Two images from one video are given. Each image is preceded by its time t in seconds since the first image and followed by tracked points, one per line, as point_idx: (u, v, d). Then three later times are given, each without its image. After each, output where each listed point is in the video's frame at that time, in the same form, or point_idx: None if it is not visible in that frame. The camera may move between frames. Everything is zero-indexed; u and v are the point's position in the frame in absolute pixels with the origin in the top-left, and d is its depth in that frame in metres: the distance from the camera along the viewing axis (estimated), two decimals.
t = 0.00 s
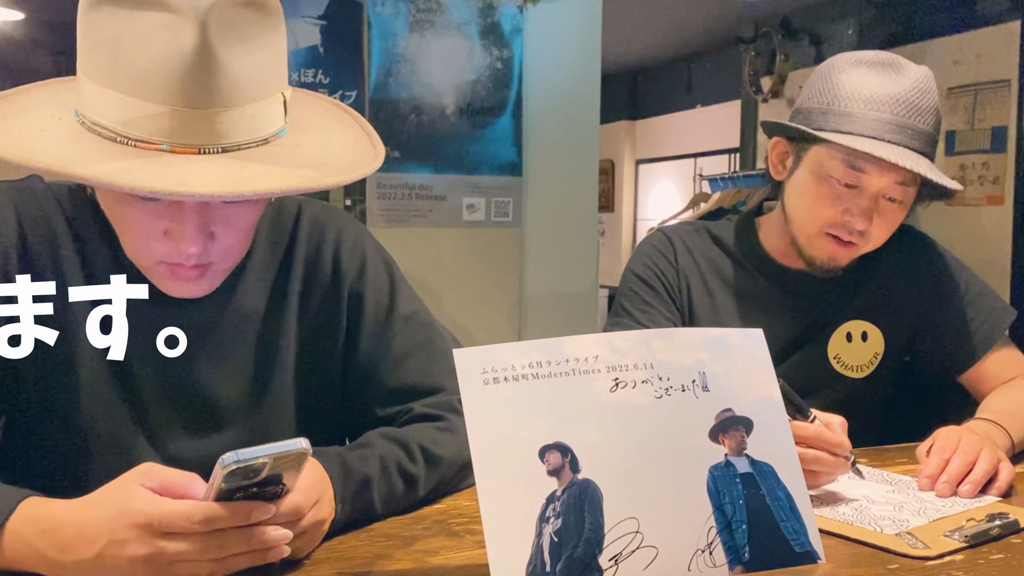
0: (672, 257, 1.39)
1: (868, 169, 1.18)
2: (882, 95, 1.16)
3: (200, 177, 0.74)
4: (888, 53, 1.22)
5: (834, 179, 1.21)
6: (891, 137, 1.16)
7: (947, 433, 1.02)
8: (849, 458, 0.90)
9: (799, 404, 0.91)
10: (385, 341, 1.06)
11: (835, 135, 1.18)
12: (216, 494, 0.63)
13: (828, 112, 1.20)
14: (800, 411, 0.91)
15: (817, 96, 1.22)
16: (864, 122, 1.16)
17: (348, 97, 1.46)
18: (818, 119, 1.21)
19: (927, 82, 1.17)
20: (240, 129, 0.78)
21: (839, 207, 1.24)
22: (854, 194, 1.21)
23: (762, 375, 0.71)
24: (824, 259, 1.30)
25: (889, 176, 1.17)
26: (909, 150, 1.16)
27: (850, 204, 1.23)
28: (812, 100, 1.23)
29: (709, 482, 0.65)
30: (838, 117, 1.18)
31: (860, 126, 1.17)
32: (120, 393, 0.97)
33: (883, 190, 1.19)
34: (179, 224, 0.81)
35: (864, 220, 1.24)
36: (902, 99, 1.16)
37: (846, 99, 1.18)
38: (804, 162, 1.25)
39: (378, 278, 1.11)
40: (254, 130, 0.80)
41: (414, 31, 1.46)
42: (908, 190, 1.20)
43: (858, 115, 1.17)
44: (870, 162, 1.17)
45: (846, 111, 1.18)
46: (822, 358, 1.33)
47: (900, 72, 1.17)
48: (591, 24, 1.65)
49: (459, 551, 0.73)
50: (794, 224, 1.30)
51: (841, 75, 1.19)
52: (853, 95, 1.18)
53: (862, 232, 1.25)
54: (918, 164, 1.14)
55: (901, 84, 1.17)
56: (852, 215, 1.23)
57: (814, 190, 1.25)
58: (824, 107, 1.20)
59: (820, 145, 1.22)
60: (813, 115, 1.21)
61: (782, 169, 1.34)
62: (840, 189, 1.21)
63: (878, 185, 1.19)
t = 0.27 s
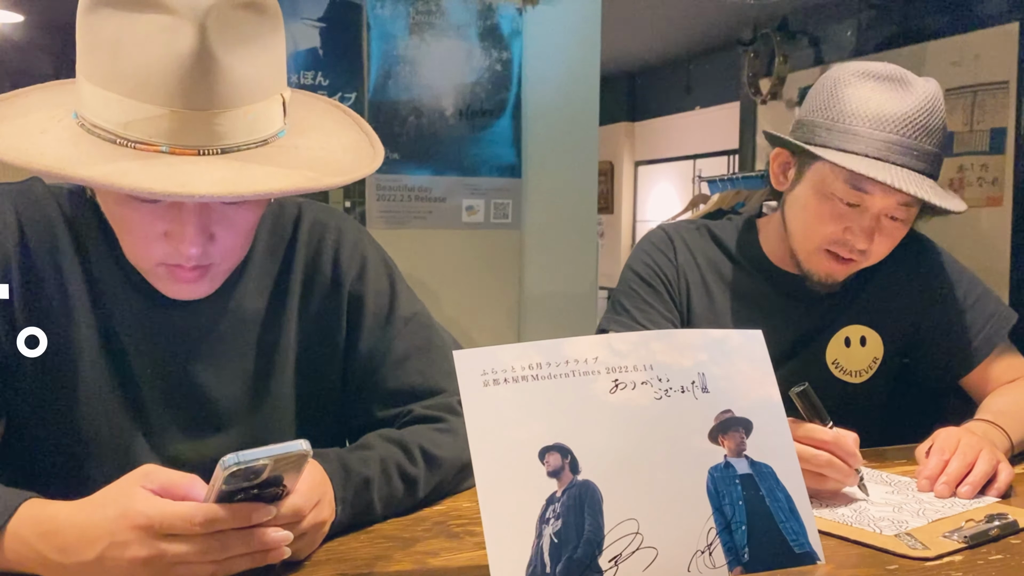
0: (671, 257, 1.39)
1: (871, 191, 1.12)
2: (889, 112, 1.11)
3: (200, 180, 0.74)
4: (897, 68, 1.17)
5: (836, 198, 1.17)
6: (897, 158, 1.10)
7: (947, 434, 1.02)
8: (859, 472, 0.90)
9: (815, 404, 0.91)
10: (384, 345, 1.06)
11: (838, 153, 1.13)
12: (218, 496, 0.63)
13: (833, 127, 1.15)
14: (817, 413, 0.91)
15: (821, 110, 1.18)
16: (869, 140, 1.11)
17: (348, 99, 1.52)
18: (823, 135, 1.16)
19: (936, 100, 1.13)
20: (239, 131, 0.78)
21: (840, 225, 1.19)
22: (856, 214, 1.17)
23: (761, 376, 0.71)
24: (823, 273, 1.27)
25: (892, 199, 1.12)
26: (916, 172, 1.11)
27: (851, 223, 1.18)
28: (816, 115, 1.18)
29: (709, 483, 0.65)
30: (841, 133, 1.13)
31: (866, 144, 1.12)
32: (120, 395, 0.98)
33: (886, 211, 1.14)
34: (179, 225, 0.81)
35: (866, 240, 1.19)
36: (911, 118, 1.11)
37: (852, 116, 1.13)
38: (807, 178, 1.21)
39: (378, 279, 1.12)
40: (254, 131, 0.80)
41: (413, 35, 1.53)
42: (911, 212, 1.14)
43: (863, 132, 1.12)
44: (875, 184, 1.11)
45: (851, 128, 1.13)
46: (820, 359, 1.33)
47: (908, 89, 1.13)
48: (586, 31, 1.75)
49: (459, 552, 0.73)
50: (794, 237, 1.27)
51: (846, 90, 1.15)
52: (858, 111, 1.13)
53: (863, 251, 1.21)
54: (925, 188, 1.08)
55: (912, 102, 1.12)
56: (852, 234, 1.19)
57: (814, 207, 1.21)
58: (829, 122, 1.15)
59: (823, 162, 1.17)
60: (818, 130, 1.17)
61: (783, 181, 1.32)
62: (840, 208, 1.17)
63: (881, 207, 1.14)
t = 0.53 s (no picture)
0: (671, 258, 1.39)
1: (869, 199, 1.12)
2: (886, 119, 1.11)
3: (199, 181, 0.73)
4: (896, 75, 1.17)
5: (833, 205, 1.16)
6: (894, 166, 1.10)
7: (946, 435, 1.02)
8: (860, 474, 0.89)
9: (815, 406, 0.92)
10: (382, 346, 1.06)
11: (835, 161, 1.13)
12: (217, 498, 0.63)
13: (831, 135, 1.15)
14: (818, 416, 0.92)
15: (818, 117, 1.18)
16: (865, 148, 1.11)
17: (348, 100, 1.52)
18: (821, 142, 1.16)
19: (934, 108, 1.12)
20: (238, 131, 0.78)
21: (838, 233, 1.19)
22: (854, 222, 1.16)
23: (760, 377, 0.71)
24: (823, 280, 1.27)
25: (890, 208, 1.11)
26: (913, 180, 1.10)
27: (849, 231, 1.17)
28: (813, 122, 1.18)
29: (709, 484, 0.65)
30: (838, 141, 1.13)
31: (863, 151, 1.11)
32: (118, 397, 0.97)
33: (884, 219, 1.13)
34: (178, 227, 0.81)
35: (864, 248, 1.18)
36: (908, 126, 1.11)
37: (850, 124, 1.13)
38: (805, 186, 1.20)
39: (377, 281, 1.12)
40: (253, 133, 0.80)
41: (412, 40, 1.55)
42: (910, 219, 1.14)
43: (860, 140, 1.12)
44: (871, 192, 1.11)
45: (848, 136, 1.13)
46: (819, 359, 1.34)
47: (906, 97, 1.12)
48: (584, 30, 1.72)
49: (458, 554, 0.73)
50: (793, 244, 1.27)
51: (844, 97, 1.15)
52: (855, 119, 1.13)
53: (861, 259, 1.20)
54: (922, 197, 1.08)
55: (909, 110, 1.11)
56: (850, 242, 1.18)
57: (812, 214, 1.20)
58: (826, 130, 1.15)
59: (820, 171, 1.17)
60: (815, 137, 1.17)
61: (781, 186, 1.32)
62: (838, 216, 1.17)
63: (879, 214, 1.13)
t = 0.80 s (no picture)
0: (670, 260, 1.39)
1: (867, 203, 1.11)
2: (884, 123, 1.11)
3: (197, 184, 0.73)
4: (894, 78, 1.17)
5: (831, 208, 1.16)
6: (892, 169, 1.10)
7: (945, 436, 1.02)
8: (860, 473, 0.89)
9: (817, 408, 0.92)
10: (382, 349, 1.06)
11: (833, 164, 1.13)
12: (215, 501, 0.63)
13: (829, 137, 1.15)
14: (818, 416, 0.91)
15: (816, 120, 1.18)
16: (863, 151, 1.11)
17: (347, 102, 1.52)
18: (819, 144, 1.16)
19: (932, 111, 1.13)
20: (237, 136, 0.78)
21: (836, 236, 1.18)
22: (852, 225, 1.16)
23: (759, 378, 0.71)
24: (822, 282, 1.27)
25: (887, 211, 1.11)
26: (910, 184, 1.10)
27: (847, 234, 1.17)
28: (812, 124, 1.18)
29: (708, 485, 0.65)
30: (837, 144, 1.13)
31: (860, 155, 1.11)
32: (117, 399, 0.97)
33: (882, 222, 1.13)
34: (177, 230, 0.81)
35: (862, 251, 1.18)
36: (906, 130, 1.11)
37: (848, 127, 1.13)
38: (803, 189, 1.21)
39: (376, 282, 1.12)
40: (252, 136, 0.80)
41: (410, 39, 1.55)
42: (908, 222, 1.14)
43: (858, 143, 1.12)
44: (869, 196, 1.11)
45: (846, 139, 1.13)
46: (818, 360, 1.34)
47: (904, 100, 1.13)
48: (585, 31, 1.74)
49: (458, 555, 0.73)
50: (792, 246, 1.27)
51: (842, 100, 1.15)
52: (853, 122, 1.13)
53: (860, 262, 1.20)
54: (920, 201, 1.08)
55: (907, 114, 1.11)
56: (848, 245, 1.18)
57: (810, 217, 1.20)
58: (825, 132, 1.15)
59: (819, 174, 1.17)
60: (814, 139, 1.17)
61: (780, 188, 1.31)
62: (837, 219, 1.16)
63: (877, 217, 1.13)
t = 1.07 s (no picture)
0: (669, 260, 1.39)
1: (866, 202, 1.11)
2: (885, 122, 1.11)
3: (195, 186, 0.73)
4: (895, 77, 1.17)
5: (831, 208, 1.16)
6: (892, 169, 1.10)
7: (946, 437, 1.01)
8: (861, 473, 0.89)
9: (820, 410, 0.90)
10: (381, 350, 1.06)
11: (833, 164, 1.13)
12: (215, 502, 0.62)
13: (829, 137, 1.15)
14: (822, 418, 0.89)
15: (816, 120, 1.17)
16: (863, 151, 1.11)
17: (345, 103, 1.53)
18: (819, 144, 1.16)
19: (933, 110, 1.12)
20: (235, 138, 0.78)
21: (836, 236, 1.18)
22: (853, 225, 1.16)
23: (759, 378, 0.71)
24: (822, 283, 1.26)
25: (888, 210, 1.11)
26: (911, 184, 1.10)
27: (847, 234, 1.17)
28: (812, 125, 1.18)
29: (707, 486, 0.65)
30: (836, 144, 1.13)
31: (861, 155, 1.11)
32: (116, 401, 0.97)
33: (881, 221, 1.13)
34: (174, 232, 0.80)
35: (862, 251, 1.18)
36: (907, 130, 1.10)
37: (848, 126, 1.13)
38: (803, 188, 1.21)
39: (375, 284, 1.11)
40: (252, 138, 0.80)
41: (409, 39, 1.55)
42: (908, 222, 1.14)
43: (858, 143, 1.12)
44: (869, 196, 1.11)
45: (846, 139, 1.13)
46: (818, 361, 1.33)
47: (905, 99, 1.12)
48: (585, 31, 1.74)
49: (457, 557, 0.73)
50: (791, 247, 1.27)
51: (841, 100, 1.15)
52: (853, 121, 1.13)
53: (860, 262, 1.19)
54: (921, 201, 1.08)
55: (908, 114, 1.11)
56: (849, 245, 1.18)
57: (810, 217, 1.20)
58: (825, 132, 1.15)
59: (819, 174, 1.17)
60: (814, 139, 1.16)
61: (780, 188, 1.31)
62: (837, 219, 1.16)
63: (876, 217, 1.13)
